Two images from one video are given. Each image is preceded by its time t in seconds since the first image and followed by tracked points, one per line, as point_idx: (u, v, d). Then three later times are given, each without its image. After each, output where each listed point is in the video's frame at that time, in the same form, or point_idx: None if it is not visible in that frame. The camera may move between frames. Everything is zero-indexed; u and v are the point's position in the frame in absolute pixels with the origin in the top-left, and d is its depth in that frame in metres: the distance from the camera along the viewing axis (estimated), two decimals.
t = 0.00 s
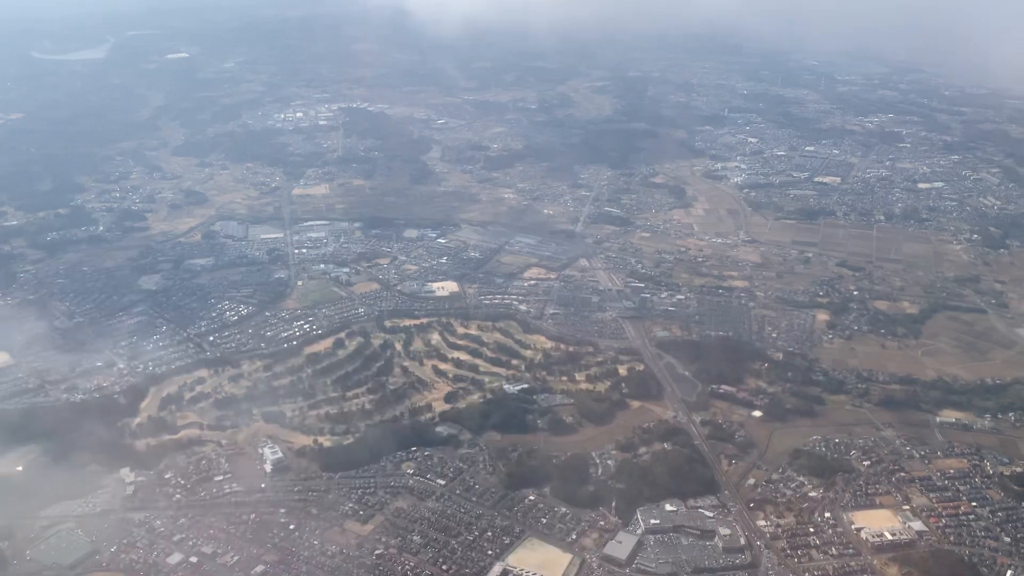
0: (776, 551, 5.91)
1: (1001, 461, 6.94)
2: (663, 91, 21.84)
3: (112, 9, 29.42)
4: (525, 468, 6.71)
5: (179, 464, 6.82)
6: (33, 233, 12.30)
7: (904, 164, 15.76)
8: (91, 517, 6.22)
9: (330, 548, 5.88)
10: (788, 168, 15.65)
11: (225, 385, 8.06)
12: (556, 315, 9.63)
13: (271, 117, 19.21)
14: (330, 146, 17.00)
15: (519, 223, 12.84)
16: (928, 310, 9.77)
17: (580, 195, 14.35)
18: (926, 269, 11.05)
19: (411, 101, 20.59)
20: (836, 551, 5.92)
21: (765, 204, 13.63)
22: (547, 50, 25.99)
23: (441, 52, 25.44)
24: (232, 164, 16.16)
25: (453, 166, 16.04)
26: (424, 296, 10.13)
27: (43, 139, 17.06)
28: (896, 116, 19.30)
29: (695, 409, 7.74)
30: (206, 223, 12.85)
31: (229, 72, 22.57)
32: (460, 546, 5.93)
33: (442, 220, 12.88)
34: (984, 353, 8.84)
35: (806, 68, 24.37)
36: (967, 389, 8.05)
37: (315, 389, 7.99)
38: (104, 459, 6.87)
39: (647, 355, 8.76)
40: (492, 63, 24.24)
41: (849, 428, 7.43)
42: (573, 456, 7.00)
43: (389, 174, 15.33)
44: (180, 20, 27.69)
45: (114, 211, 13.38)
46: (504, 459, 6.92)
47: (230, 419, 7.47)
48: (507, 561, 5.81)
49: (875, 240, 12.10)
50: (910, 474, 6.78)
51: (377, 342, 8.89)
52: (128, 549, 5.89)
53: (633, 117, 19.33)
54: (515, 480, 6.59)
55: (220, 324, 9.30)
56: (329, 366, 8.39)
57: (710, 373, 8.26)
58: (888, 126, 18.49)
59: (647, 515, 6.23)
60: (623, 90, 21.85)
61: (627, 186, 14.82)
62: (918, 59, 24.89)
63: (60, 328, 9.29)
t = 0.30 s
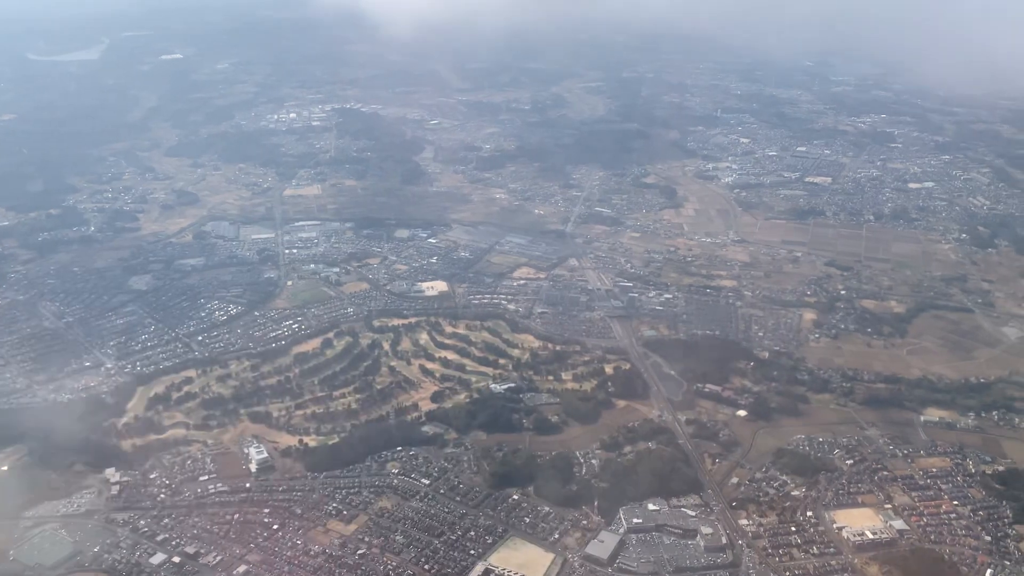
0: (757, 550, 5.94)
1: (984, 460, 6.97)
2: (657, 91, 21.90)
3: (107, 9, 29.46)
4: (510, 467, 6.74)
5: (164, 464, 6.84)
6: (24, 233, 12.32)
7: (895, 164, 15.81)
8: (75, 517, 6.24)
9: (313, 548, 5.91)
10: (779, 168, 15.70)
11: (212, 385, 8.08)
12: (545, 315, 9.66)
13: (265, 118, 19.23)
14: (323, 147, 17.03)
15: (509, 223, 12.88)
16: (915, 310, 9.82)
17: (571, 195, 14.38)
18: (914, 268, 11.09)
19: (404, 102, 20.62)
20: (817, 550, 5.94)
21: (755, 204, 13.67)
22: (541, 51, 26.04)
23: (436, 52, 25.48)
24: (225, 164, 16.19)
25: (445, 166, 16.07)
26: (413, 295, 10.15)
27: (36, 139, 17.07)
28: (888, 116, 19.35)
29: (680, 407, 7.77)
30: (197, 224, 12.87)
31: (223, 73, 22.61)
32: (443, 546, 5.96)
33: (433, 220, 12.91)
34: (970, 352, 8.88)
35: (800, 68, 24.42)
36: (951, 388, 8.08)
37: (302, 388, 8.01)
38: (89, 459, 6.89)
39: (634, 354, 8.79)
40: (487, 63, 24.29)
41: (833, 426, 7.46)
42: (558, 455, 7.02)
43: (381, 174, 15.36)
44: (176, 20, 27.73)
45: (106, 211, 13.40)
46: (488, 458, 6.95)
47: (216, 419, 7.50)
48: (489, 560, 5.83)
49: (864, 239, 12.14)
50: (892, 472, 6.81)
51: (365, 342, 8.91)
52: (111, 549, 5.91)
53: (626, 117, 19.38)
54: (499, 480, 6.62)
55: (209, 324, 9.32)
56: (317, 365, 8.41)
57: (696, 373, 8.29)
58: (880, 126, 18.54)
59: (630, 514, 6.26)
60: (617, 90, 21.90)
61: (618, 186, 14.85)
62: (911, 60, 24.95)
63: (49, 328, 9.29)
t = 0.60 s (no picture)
0: (741, 548, 5.94)
1: (969, 458, 6.98)
2: (651, 91, 21.89)
3: (102, 10, 29.43)
4: (496, 466, 6.75)
5: (150, 464, 6.84)
6: (15, 234, 12.32)
7: (887, 163, 15.82)
8: (60, 517, 6.24)
9: (297, 547, 5.91)
10: (771, 167, 15.71)
11: (200, 385, 8.09)
12: (534, 314, 9.66)
13: (258, 118, 19.23)
14: (315, 147, 17.03)
15: (501, 223, 12.88)
16: (904, 308, 9.83)
17: (563, 195, 14.39)
18: (904, 267, 11.10)
19: (398, 102, 20.61)
20: (801, 547, 5.95)
21: (746, 203, 13.69)
22: (536, 51, 26.03)
23: (431, 52, 25.47)
24: (217, 165, 16.18)
25: (438, 166, 16.08)
26: (403, 295, 10.16)
27: (29, 140, 17.07)
28: (881, 115, 19.36)
29: (667, 406, 7.78)
30: (188, 224, 12.87)
31: (216, 73, 22.60)
32: (427, 545, 5.96)
33: (424, 221, 12.92)
34: (958, 350, 8.90)
35: (794, 68, 24.43)
36: (938, 385, 8.10)
37: (290, 389, 8.01)
38: (75, 459, 6.89)
39: (623, 353, 8.80)
40: (482, 63, 24.28)
41: (820, 425, 7.47)
42: (544, 454, 7.03)
43: (373, 174, 15.37)
44: (170, 20, 27.70)
45: (97, 212, 13.40)
46: (475, 457, 6.96)
47: (203, 418, 7.50)
48: (473, 559, 5.84)
49: (854, 238, 12.15)
50: (878, 470, 6.82)
51: (354, 342, 8.91)
52: (95, 549, 5.91)
53: (619, 117, 19.39)
54: (485, 479, 6.62)
55: (198, 325, 9.32)
56: (305, 365, 8.42)
57: (684, 372, 8.31)
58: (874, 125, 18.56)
59: (615, 513, 6.26)
60: (611, 90, 21.89)
61: (610, 186, 14.85)
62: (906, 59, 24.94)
63: (38, 329, 9.30)
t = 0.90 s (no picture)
0: (726, 544, 5.95)
1: (955, 454, 6.99)
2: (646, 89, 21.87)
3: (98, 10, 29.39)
4: (482, 464, 6.75)
5: (138, 463, 6.85)
6: (8, 234, 12.32)
7: (881, 160, 15.81)
8: (47, 516, 6.24)
9: (282, 545, 5.92)
10: (765, 165, 15.71)
11: (189, 384, 8.09)
12: (524, 312, 9.67)
13: (253, 117, 19.22)
14: (309, 146, 17.02)
15: (493, 221, 12.89)
16: (894, 305, 9.83)
17: (556, 193, 14.39)
18: (895, 264, 11.11)
19: (393, 101, 20.59)
20: (785, 544, 5.95)
21: (739, 201, 13.69)
22: (532, 49, 26.00)
23: (426, 51, 25.45)
24: (211, 164, 16.17)
25: (431, 164, 16.07)
26: (394, 294, 10.16)
27: (22, 140, 17.06)
28: (876, 112, 19.35)
29: (655, 404, 7.79)
30: (181, 224, 12.86)
31: (211, 73, 22.56)
32: (412, 542, 5.97)
33: (417, 219, 12.92)
34: (948, 347, 8.90)
35: (790, 65, 24.43)
36: (927, 382, 8.10)
37: (279, 387, 8.02)
38: (62, 458, 6.90)
39: (612, 351, 8.81)
40: (477, 62, 24.24)
41: (807, 421, 7.48)
42: (531, 451, 7.04)
43: (367, 173, 15.35)
44: (166, 19, 27.66)
45: (90, 212, 13.40)
46: (462, 455, 6.97)
47: (191, 417, 7.51)
48: (458, 556, 5.84)
49: (846, 235, 12.16)
50: (864, 466, 6.82)
51: (343, 341, 8.92)
52: (81, 548, 5.91)
53: (614, 114, 19.38)
54: (471, 477, 6.63)
55: (188, 324, 9.32)
56: (294, 364, 8.42)
57: (672, 369, 8.32)
58: (868, 122, 18.54)
59: (600, 509, 6.27)
60: (607, 88, 21.86)
61: (604, 184, 14.84)
62: (902, 56, 24.92)
63: (28, 328, 9.30)
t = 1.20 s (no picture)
0: (712, 544, 5.93)
1: (943, 452, 6.98)
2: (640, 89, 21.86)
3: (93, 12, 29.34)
4: (469, 465, 6.74)
5: (124, 466, 6.84)
6: None
7: (874, 159, 15.80)
8: (31, 519, 6.22)
9: (268, 547, 5.91)
10: (758, 164, 15.69)
11: (177, 387, 8.08)
12: (514, 313, 9.66)
13: (246, 119, 19.20)
14: (302, 148, 17.00)
15: (485, 222, 12.87)
16: (885, 304, 9.82)
17: (549, 193, 14.38)
18: (887, 262, 11.10)
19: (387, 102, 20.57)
20: (772, 543, 5.94)
21: (731, 200, 13.67)
22: (527, 49, 25.97)
23: (421, 52, 25.42)
24: (204, 167, 16.15)
25: (424, 165, 16.05)
26: (384, 296, 10.14)
27: (15, 144, 17.02)
28: (871, 111, 19.34)
29: (644, 404, 7.78)
30: (172, 227, 12.84)
31: (205, 75, 22.53)
32: (398, 544, 5.95)
33: (409, 220, 12.90)
34: (938, 345, 8.89)
35: (786, 64, 24.41)
36: (917, 380, 8.08)
37: (267, 390, 8.01)
38: (48, 462, 6.89)
39: (601, 351, 8.79)
40: (471, 63, 24.23)
41: (796, 421, 7.46)
42: (518, 452, 7.03)
43: (360, 174, 15.34)
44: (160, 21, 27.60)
45: (81, 215, 13.38)
46: (449, 456, 6.95)
47: (178, 421, 7.49)
48: (443, 558, 5.83)
49: (838, 234, 12.15)
50: (852, 465, 6.81)
51: (332, 343, 8.90)
52: (65, 551, 5.89)
53: (609, 115, 19.36)
54: (458, 478, 6.62)
55: (177, 328, 9.31)
56: (282, 367, 8.41)
57: (661, 369, 8.31)
58: (863, 121, 18.52)
59: (587, 510, 6.26)
60: (601, 88, 21.85)
61: (597, 184, 14.83)
62: (897, 55, 24.92)
63: (17, 332, 9.28)
